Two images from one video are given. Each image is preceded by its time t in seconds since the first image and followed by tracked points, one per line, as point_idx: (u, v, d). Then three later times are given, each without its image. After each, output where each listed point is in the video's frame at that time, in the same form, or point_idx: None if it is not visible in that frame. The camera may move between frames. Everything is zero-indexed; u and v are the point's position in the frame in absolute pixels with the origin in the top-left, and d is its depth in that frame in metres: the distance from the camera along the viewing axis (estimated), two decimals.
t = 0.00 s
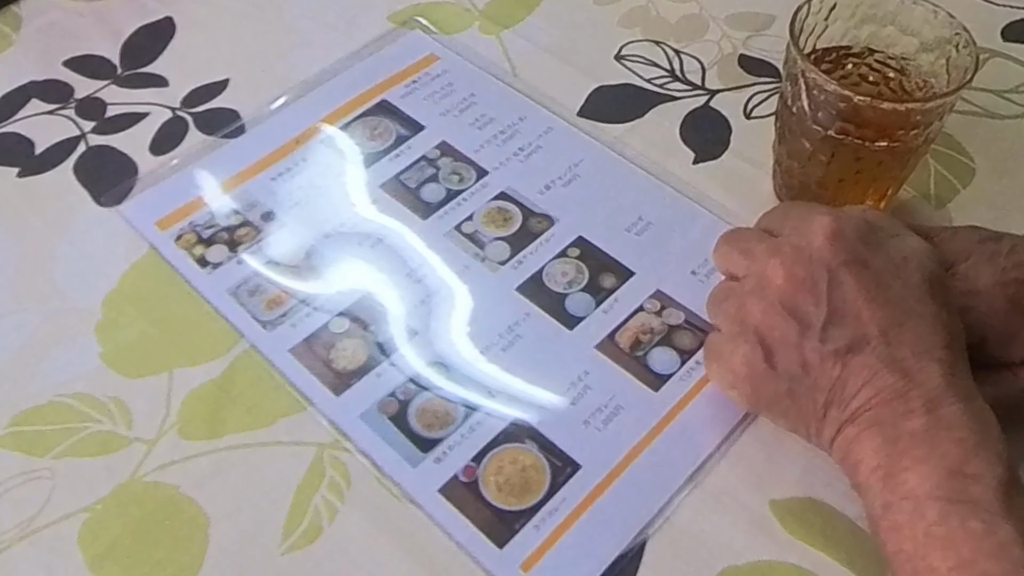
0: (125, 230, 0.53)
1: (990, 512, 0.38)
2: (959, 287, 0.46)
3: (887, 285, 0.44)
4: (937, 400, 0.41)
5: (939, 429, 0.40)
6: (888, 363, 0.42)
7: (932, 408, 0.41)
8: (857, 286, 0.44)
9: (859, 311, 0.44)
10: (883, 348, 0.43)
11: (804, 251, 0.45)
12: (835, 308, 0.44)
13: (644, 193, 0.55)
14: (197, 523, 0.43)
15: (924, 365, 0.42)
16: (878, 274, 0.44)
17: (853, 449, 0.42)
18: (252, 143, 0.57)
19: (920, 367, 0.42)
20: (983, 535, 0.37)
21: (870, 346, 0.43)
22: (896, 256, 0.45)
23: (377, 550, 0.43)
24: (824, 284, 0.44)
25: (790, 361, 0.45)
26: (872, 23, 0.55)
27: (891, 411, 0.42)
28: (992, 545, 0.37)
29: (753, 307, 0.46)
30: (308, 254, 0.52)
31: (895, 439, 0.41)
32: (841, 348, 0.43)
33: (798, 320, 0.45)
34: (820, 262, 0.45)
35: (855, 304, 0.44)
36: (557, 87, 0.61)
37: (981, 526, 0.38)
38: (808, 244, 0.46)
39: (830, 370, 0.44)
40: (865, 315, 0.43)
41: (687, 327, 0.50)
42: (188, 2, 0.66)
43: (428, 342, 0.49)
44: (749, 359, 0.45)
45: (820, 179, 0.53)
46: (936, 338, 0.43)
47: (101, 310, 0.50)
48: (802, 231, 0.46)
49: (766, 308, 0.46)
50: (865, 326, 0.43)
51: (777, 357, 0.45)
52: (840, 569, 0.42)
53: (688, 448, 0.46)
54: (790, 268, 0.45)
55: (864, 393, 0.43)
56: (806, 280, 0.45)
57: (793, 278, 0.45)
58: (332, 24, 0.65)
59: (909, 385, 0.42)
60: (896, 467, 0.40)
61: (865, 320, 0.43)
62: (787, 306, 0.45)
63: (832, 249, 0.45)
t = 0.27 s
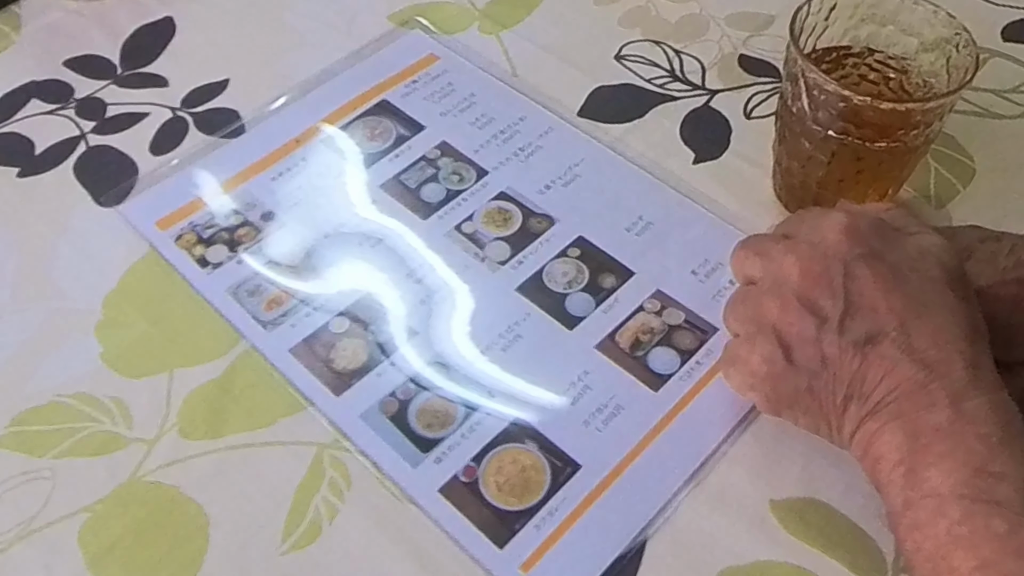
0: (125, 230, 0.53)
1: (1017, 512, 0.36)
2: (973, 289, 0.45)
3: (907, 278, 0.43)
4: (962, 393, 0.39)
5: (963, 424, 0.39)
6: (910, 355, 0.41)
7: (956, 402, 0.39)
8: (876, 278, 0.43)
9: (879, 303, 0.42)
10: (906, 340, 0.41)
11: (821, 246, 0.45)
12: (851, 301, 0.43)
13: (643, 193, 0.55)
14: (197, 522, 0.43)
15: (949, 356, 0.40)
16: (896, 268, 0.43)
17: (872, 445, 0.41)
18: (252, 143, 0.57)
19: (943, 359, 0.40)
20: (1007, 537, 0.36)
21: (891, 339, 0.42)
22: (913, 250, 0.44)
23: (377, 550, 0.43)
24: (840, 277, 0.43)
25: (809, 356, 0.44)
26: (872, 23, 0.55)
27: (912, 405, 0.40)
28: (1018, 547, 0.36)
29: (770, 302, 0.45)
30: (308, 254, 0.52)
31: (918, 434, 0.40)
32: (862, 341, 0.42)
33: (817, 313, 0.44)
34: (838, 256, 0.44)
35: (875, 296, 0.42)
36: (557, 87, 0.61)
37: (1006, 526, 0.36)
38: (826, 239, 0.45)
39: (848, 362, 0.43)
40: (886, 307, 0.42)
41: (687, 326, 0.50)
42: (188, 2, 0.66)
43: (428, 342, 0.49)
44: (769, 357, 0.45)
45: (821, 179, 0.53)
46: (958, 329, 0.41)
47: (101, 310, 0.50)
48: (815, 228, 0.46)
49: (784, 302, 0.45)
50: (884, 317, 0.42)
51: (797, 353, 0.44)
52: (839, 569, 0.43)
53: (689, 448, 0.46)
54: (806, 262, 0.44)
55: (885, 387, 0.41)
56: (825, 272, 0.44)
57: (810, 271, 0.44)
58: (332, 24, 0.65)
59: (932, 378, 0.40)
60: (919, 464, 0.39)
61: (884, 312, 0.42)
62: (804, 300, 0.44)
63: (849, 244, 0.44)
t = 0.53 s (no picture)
0: (125, 230, 0.53)
1: (972, 521, 0.37)
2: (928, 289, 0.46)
3: (850, 288, 0.43)
4: (906, 400, 0.40)
5: (909, 432, 0.39)
6: (854, 365, 0.41)
7: (902, 410, 0.40)
8: (816, 289, 0.43)
9: (824, 315, 0.43)
10: (848, 353, 0.42)
11: (748, 261, 0.45)
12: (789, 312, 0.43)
13: (644, 193, 0.55)
14: (198, 522, 0.43)
15: (890, 363, 0.41)
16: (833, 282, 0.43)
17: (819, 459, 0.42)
18: (251, 143, 0.57)
19: (885, 369, 0.41)
20: (959, 547, 0.37)
21: (833, 350, 0.42)
22: (857, 263, 0.45)
23: (377, 550, 0.43)
24: (782, 287, 0.44)
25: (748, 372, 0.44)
26: (872, 23, 0.55)
27: (858, 416, 0.41)
28: (971, 557, 0.36)
29: (709, 320, 0.45)
30: (307, 254, 0.52)
31: (864, 448, 0.40)
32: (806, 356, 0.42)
33: (760, 325, 0.44)
34: (777, 265, 0.44)
35: (819, 307, 0.43)
36: (557, 87, 0.61)
37: (961, 536, 0.37)
38: (738, 258, 0.45)
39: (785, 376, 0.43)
40: (827, 319, 0.42)
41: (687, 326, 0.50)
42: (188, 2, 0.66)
43: (428, 342, 0.49)
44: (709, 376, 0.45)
45: (821, 179, 0.53)
46: (897, 339, 0.42)
47: (100, 310, 0.50)
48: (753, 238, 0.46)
49: (725, 323, 0.45)
50: (827, 337, 0.42)
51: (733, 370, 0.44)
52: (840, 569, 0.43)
53: (689, 448, 0.46)
54: (744, 276, 0.44)
55: (829, 401, 0.41)
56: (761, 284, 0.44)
57: (749, 281, 0.44)
58: (332, 24, 0.65)
59: (876, 387, 0.40)
60: (869, 476, 0.40)
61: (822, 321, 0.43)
62: (745, 312, 0.44)
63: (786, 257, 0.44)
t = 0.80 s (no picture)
0: (125, 230, 0.53)
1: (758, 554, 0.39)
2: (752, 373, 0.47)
3: (585, 393, 0.42)
4: (672, 493, 0.40)
5: (684, 537, 0.39)
6: (609, 480, 0.40)
7: (670, 506, 0.40)
8: (535, 424, 0.41)
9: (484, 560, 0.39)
10: (591, 474, 0.40)
11: (424, 390, 0.42)
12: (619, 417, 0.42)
13: (643, 194, 0.55)
14: (197, 522, 0.43)
15: (667, 435, 0.42)
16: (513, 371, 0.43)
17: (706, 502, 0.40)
18: (251, 143, 0.57)
19: (635, 453, 0.41)
20: None
21: (581, 477, 0.40)
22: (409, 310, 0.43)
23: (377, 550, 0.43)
24: (495, 436, 0.41)
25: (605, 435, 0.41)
26: (872, 24, 0.55)
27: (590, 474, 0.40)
28: None
29: (358, 462, 0.41)
30: (307, 254, 0.52)
31: (601, 565, 0.40)
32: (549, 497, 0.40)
33: (485, 481, 0.40)
34: (483, 417, 0.41)
35: (542, 444, 0.41)
36: (557, 87, 0.61)
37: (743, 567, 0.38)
38: (408, 376, 0.43)
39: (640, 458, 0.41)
40: (559, 449, 0.41)
41: (687, 326, 0.50)
42: (188, 2, 0.66)
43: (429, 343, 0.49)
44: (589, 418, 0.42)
45: (821, 179, 0.53)
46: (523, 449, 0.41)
47: (100, 310, 0.50)
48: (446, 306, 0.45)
49: (424, 493, 0.40)
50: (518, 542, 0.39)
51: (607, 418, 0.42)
52: (839, 569, 0.43)
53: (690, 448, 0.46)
54: (409, 419, 0.42)
55: (583, 533, 0.40)
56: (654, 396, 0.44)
57: (429, 433, 0.41)
58: (332, 24, 0.65)
59: (638, 495, 0.40)
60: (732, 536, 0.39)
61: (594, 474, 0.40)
62: (403, 465, 0.41)
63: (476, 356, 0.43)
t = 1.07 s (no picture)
0: (125, 230, 0.53)
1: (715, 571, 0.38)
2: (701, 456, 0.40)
3: (521, 416, 0.40)
4: (621, 519, 0.39)
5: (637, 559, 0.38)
6: (556, 510, 0.39)
7: (620, 533, 0.39)
8: (476, 459, 0.39)
9: None
10: (536, 505, 0.39)
11: (366, 431, 0.41)
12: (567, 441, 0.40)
13: (643, 194, 0.55)
14: (197, 522, 0.43)
15: (616, 453, 0.40)
16: (448, 400, 0.41)
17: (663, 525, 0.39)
18: (251, 143, 0.57)
19: (577, 484, 0.39)
20: None
21: (529, 510, 0.39)
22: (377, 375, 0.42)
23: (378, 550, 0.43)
24: (438, 477, 0.39)
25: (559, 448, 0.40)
26: (872, 23, 0.55)
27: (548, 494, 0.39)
28: None
29: (319, 510, 0.41)
30: (307, 254, 0.52)
31: None
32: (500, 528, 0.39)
33: (431, 525, 0.39)
34: (425, 459, 0.39)
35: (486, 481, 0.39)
36: (557, 87, 0.61)
37: None
38: (344, 418, 0.41)
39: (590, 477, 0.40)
40: (504, 484, 0.39)
41: (687, 326, 0.50)
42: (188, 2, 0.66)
43: (430, 342, 0.49)
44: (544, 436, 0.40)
45: (821, 179, 0.53)
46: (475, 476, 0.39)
47: (100, 310, 0.50)
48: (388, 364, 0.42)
49: (377, 541, 0.39)
50: None
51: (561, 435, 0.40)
52: (839, 569, 0.43)
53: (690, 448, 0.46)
54: (354, 467, 0.41)
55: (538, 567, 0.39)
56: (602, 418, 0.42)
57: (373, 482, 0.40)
58: (332, 23, 0.65)
59: (588, 523, 0.39)
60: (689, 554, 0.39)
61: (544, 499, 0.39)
62: (355, 514, 0.40)
63: (416, 389, 0.41)
